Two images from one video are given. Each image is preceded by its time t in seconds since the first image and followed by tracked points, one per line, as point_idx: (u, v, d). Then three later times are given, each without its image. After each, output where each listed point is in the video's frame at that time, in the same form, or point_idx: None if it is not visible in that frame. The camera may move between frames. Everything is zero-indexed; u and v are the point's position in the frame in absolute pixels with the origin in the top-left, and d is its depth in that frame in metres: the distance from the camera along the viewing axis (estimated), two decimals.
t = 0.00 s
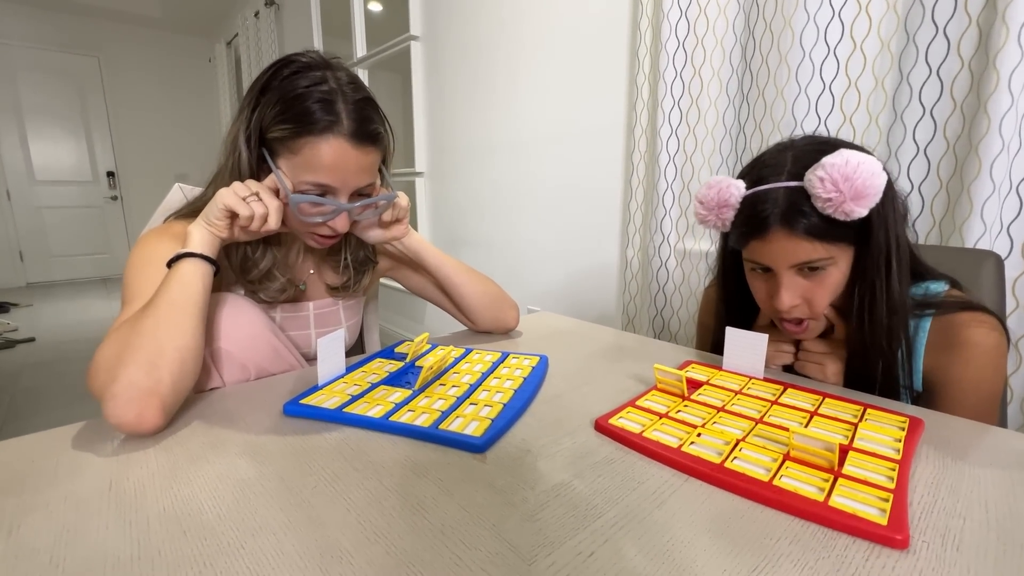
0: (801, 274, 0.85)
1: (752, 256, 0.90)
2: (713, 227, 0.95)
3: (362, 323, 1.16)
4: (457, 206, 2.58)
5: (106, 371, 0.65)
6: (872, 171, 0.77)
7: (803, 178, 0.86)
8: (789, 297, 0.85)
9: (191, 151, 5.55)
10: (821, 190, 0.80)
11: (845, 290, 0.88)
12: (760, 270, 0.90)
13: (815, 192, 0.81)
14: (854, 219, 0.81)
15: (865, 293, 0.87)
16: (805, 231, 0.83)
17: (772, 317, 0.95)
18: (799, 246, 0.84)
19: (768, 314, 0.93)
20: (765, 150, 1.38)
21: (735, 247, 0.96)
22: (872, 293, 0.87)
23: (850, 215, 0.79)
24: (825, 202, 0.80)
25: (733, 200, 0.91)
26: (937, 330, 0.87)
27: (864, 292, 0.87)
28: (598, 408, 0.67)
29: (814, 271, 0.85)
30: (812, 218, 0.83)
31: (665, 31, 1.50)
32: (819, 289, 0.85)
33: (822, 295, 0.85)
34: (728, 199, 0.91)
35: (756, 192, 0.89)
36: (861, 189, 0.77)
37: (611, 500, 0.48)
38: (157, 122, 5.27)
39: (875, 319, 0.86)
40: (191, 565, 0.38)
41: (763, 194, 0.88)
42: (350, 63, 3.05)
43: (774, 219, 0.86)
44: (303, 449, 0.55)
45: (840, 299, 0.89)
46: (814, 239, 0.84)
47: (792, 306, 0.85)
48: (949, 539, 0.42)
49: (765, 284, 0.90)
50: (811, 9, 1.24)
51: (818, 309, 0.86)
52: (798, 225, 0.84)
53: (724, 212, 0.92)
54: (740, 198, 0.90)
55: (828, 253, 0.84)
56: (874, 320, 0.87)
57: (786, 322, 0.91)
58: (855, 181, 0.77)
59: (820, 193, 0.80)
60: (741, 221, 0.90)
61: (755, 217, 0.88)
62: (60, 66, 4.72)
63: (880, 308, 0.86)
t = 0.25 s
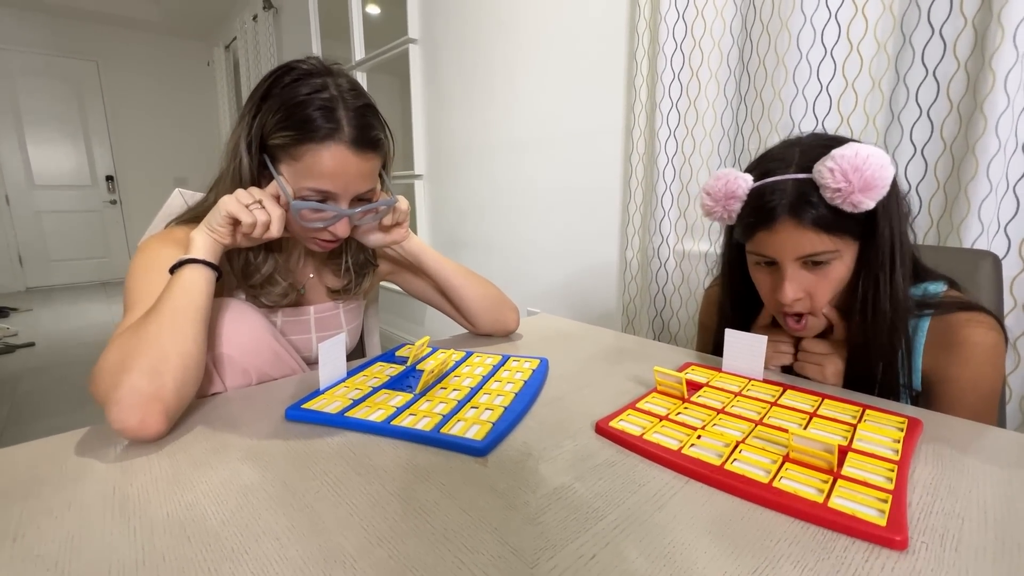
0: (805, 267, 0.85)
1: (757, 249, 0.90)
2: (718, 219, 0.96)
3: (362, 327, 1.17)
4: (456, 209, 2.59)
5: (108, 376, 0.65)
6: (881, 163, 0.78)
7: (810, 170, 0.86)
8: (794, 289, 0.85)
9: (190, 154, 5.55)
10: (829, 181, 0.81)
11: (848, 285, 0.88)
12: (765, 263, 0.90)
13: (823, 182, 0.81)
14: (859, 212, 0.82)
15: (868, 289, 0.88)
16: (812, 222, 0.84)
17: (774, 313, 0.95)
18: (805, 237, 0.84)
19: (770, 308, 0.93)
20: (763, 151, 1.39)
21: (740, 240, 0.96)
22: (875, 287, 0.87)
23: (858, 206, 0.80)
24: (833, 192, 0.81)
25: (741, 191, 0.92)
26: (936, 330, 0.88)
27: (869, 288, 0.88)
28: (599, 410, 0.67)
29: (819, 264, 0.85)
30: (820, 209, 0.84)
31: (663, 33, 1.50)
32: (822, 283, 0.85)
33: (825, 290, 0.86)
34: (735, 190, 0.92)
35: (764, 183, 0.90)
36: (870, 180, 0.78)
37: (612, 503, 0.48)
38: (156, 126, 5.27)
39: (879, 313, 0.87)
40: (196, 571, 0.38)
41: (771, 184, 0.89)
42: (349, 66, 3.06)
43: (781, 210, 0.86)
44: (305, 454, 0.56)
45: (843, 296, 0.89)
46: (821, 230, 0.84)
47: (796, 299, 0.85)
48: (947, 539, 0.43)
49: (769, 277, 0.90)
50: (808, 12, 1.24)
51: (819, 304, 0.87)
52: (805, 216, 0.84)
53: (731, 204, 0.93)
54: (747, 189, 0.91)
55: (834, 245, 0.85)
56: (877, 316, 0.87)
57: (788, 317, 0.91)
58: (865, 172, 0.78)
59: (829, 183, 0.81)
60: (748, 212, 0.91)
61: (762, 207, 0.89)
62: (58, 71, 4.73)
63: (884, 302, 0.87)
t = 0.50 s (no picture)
0: (807, 251, 0.86)
1: (761, 233, 0.92)
2: (724, 203, 0.98)
3: (359, 328, 1.17)
4: (453, 210, 2.58)
5: (99, 381, 0.65)
6: (886, 147, 0.79)
7: (817, 154, 0.88)
8: (795, 273, 0.86)
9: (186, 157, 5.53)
10: (835, 164, 0.82)
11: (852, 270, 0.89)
12: (769, 247, 0.91)
13: (829, 165, 0.83)
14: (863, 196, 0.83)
15: (872, 279, 0.88)
16: (815, 205, 0.85)
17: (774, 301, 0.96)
18: (808, 221, 0.85)
19: (771, 294, 0.94)
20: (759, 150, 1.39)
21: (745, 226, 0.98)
22: (880, 275, 0.88)
23: (862, 190, 0.81)
24: (838, 175, 0.82)
25: (747, 175, 0.94)
26: (935, 324, 0.87)
27: (874, 277, 0.88)
28: (595, 411, 0.67)
29: (821, 249, 0.86)
30: (824, 191, 0.85)
31: (658, 33, 1.50)
32: (823, 268, 0.87)
33: (826, 275, 0.87)
34: (742, 173, 0.94)
35: (771, 167, 0.91)
36: (874, 164, 0.80)
37: (609, 505, 0.47)
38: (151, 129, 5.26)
39: (885, 301, 0.87)
40: None
41: (777, 169, 0.90)
42: (344, 68, 3.05)
43: (786, 193, 0.88)
44: (298, 457, 0.55)
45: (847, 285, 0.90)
46: (824, 213, 0.85)
47: (797, 283, 0.86)
48: (945, 538, 0.42)
49: (771, 261, 0.92)
50: (803, 11, 1.25)
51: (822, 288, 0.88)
52: (810, 199, 0.85)
53: (737, 187, 0.95)
54: (754, 173, 0.93)
55: (836, 230, 0.86)
56: (882, 306, 0.88)
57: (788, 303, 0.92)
58: (870, 155, 0.79)
59: (835, 166, 0.82)
60: (754, 195, 0.92)
61: (767, 191, 0.90)
62: (53, 74, 4.71)
63: (888, 291, 0.87)
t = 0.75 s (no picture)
0: (806, 251, 0.87)
1: (761, 232, 0.93)
2: (724, 203, 0.99)
3: (355, 334, 1.17)
4: (449, 214, 2.58)
5: (92, 392, 0.64)
6: (884, 147, 0.80)
7: (815, 155, 0.89)
8: (794, 272, 0.87)
9: (180, 162, 5.52)
10: (833, 164, 0.83)
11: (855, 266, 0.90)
12: (769, 247, 0.92)
13: (828, 165, 0.84)
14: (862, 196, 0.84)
15: (874, 275, 0.89)
16: (815, 205, 0.86)
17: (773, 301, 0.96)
18: (808, 220, 0.86)
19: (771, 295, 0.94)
20: (752, 154, 1.40)
21: (746, 226, 0.98)
22: (880, 273, 0.89)
23: (860, 190, 0.82)
24: (836, 175, 0.83)
25: (748, 176, 0.94)
26: (930, 325, 0.87)
27: (874, 275, 0.89)
28: (591, 418, 0.67)
29: (820, 248, 0.87)
30: (823, 192, 0.86)
31: (651, 39, 1.51)
32: (823, 267, 0.87)
33: (825, 274, 0.88)
34: (743, 174, 0.95)
35: (771, 167, 0.92)
36: (872, 164, 0.80)
37: (603, 514, 0.47)
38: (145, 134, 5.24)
39: (885, 300, 0.88)
40: None
41: (777, 169, 0.91)
42: (339, 73, 3.05)
43: (785, 193, 0.88)
44: (293, 468, 0.55)
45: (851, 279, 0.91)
46: (823, 213, 0.86)
47: (797, 282, 0.87)
48: (937, 545, 0.42)
49: (771, 261, 0.92)
50: (794, 16, 1.25)
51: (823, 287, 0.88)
52: (809, 199, 0.86)
53: (738, 187, 0.95)
54: (755, 173, 0.94)
55: (835, 230, 0.86)
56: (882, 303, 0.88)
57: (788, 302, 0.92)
58: (868, 156, 0.80)
59: (833, 167, 0.83)
60: (753, 195, 0.93)
61: (767, 190, 0.91)
62: (46, 80, 4.69)
63: (889, 287, 0.88)
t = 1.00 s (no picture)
0: (790, 257, 0.89)
1: (749, 237, 0.95)
2: (717, 206, 1.00)
3: (353, 337, 1.17)
4: (446, 216, 2.58)
5: (89, 397, 0.64)
6: (864, 161, 0.79)
7: (801, 163, 0.88)
8: (778, 278, 0.89)
9: (176, 166, 5.50)
10: (813, 177, 0.83)
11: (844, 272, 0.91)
12: (756, 251, 0.94)
13: (808, 177, 0.84)
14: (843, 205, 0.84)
15: (867, 280, 0.90)
16: (798, 216, 0.87)
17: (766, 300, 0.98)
18: (790, 228, 0.87)
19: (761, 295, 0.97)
20: (749, 155, 1.40)
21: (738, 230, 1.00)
22: (872, 277, 0.89)
23: (839, 203, 0.82)
24: (816, 187, 0.83)
25: (738, 181, 0.95)
26: (931, 319, 0.87)
27: (865, 281, 0.90)
28: (591, 419, 0.67)
29: (805, 254, 0.88)
30: (806, 204, 0.87)
31: (647, 40, 1.52)
32: (808, 272, 0.88)
33: (811, 279, 0.89)
34: (733, 179, 0.95)
35: (759, 174, 0.93)
36: (851, 178, 0.80)
37: (604, 516, 0.47)
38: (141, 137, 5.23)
39: (877, 307, 0.88)
40: None
41: (764, 176, 0.92)
42: (335, 75, 3.05)
43: (769, 202, 0.90)
44: (292, 472, 0.55)
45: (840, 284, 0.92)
46: (807, 223, 0.87)
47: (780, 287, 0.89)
48: (939, 544, 0.42)
49: (759, 265, 0.94)
50: (790, 17, 1.26)
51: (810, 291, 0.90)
52: (791, 209, 0.88)
53: (728, 192, 0.97)
54: (744, 179, 0.94)
55: (819, 239, 0.87)
56: (875, 308, 0.89)
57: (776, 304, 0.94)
58: (846, 170, 0.80)
59: (814, 179, 0.83)
60: (741, 203, 0.95)
61: (752, 199, 0.92)
62: (41, 84, 4.68)
63: (881, 293, 0.89)
